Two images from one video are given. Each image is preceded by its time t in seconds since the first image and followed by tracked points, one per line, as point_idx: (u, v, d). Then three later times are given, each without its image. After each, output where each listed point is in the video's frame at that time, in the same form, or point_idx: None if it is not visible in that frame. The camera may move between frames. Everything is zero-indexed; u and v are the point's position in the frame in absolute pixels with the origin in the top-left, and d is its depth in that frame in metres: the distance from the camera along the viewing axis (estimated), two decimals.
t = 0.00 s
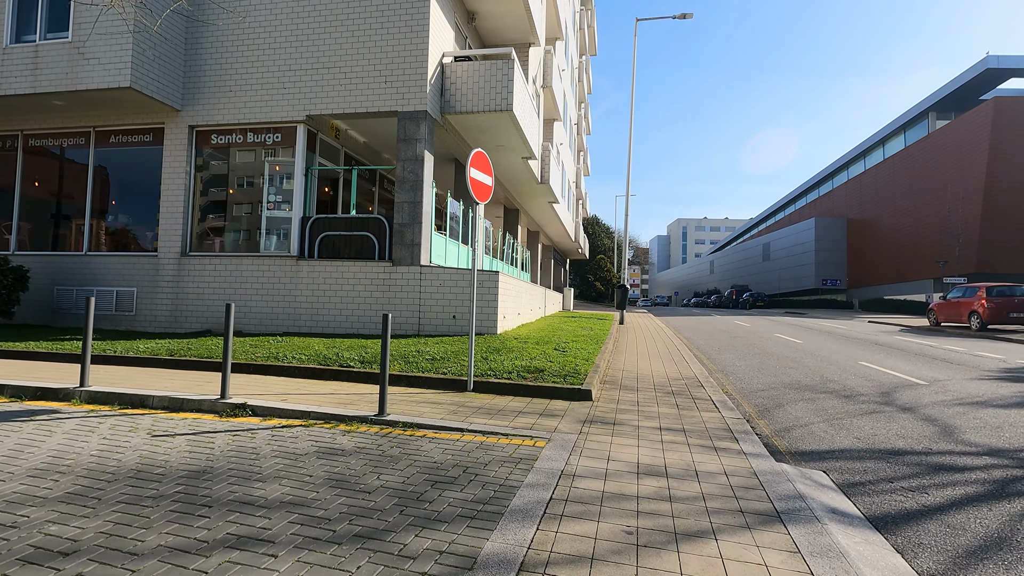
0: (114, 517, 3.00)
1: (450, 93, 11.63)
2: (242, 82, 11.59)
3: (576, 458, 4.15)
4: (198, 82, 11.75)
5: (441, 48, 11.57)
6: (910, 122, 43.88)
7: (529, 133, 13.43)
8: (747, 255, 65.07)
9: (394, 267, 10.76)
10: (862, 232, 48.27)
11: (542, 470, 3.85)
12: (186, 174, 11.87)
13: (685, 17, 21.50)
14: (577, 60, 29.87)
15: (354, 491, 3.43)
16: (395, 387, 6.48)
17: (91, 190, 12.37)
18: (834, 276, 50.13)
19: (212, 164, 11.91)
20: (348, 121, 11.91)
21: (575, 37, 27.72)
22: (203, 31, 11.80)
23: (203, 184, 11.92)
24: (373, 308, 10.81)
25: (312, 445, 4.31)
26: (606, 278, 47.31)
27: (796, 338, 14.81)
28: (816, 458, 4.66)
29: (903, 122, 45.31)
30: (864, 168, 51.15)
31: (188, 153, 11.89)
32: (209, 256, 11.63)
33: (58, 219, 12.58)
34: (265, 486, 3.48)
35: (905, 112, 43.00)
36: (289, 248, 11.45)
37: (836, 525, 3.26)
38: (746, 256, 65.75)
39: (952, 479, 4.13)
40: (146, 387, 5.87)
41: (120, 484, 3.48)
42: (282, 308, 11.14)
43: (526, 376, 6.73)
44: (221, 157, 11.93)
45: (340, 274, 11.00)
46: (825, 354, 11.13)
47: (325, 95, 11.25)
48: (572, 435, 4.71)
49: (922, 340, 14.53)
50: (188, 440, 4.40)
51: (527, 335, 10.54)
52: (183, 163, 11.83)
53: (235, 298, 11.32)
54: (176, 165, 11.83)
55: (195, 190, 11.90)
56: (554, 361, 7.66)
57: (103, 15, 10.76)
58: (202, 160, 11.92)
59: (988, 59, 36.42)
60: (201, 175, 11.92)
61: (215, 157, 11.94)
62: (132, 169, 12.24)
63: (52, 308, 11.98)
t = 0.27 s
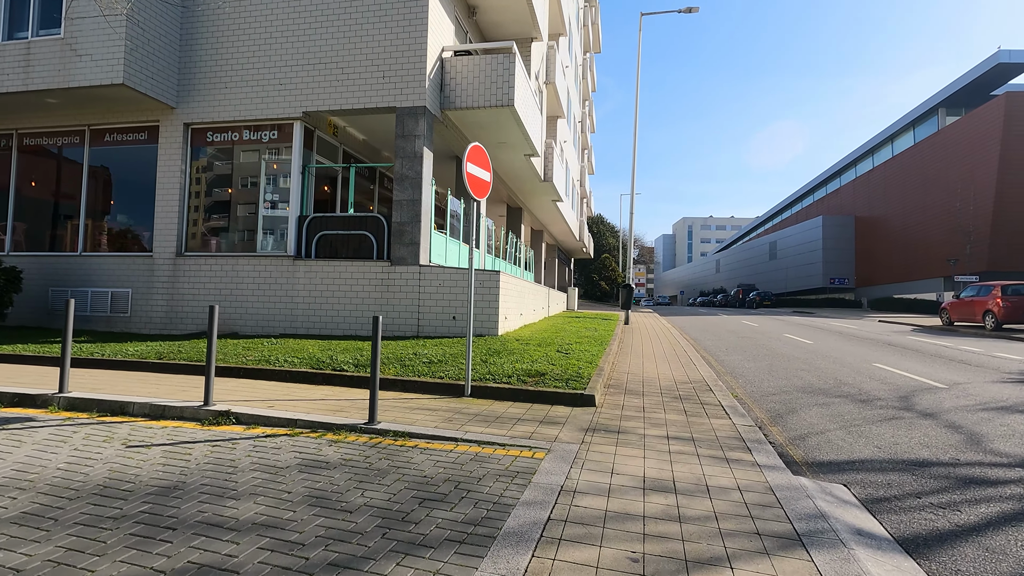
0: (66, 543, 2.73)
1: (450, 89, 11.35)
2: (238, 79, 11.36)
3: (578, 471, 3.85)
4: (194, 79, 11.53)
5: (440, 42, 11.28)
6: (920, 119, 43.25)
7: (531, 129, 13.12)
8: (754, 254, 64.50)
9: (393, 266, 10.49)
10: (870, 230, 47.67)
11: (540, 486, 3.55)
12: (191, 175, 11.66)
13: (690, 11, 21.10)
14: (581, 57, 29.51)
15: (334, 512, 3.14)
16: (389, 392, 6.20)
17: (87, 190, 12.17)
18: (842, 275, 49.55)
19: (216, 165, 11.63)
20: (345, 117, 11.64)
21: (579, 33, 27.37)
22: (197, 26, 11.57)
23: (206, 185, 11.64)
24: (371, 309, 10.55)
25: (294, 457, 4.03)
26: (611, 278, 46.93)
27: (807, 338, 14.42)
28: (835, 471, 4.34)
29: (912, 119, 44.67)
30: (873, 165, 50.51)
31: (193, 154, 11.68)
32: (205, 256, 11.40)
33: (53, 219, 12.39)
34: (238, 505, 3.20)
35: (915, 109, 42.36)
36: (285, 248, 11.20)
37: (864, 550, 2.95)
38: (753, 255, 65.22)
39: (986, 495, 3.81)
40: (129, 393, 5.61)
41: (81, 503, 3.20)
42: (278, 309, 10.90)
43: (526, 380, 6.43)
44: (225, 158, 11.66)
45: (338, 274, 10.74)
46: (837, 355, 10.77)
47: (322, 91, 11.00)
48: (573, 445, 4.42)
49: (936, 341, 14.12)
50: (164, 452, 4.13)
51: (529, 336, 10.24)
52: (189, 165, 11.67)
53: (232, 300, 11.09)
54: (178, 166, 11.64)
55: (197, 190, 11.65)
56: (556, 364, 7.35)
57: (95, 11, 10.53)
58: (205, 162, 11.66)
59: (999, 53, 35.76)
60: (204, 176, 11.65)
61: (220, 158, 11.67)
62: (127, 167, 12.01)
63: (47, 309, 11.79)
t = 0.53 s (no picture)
0: None
1: (458, 89, 11.11)
2: (244, 82, 11.24)
3: (588, 494, 3.51)
4: (200, 83, 11.44)
5: (448, 41, 11.05)
6: (943, 116, 42.11)
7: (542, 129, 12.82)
8: (772, 256, 63.38)
9: (400, 271, 10.25)
10: (893, 230, 46.50)
11: (546, 512, 3.22)
12: (213, 182, 11.58)
13: (705, 8, 20.64)
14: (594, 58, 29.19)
15: (315, 542, 2.84)
16: (390, 403, 5.91)
17: (96, 197, 12.13)
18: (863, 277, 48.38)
19: (234, 172, 11.46)
20: (352, 120, 11.46)
21: (591, 34, 27.09)
22: (204, 30, 11.50)
23: (225, 192, 11.51)
24: (378, 315, 10.31)
25: (282, 476, 3.75)
26: (626, 281, 46.35)
27: (830, 343, 13.86)
28: (873, 492, 3.94)
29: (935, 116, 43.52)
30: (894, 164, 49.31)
31: (218, 162, 11.57)
32: (212, 262, 11.27)
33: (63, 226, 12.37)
34: (212, 534, 2.91)
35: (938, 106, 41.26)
36: (292, 253, 11.02)
37: None
38: (771, 257, 64.10)
39: None
40: (121, 405, 5.40)
41: (45, 530, 2.95)
42: (284, 316, 10.71)
43: (535, 390, 6.10)
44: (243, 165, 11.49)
45: (345, 280, 10.53)
46: (864, 361, 10.26)
47: (328, 93, 10.83)
48: (584, 463, 4.07)
49: (968, 345, 13.46)
50: (146, 470, 3.88)
51: (540, 342, 9.91)
52: (211, 174, 11.60)
53: (238, 306, 10.93)
54: (209, 175, 11.61)
55: (217, 196, 11.54)
56: (567, 372, 7.00)
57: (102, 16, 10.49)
58: (224, 169, 11.52)
59: None
60: (225, 182, 11.52)
61: (237, 165, 11.51)
62: (135, 174, 11.95)
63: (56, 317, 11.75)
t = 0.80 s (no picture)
0: None
1: (480, 99, 10.95)
2: (270, 101, 11.35)
3: (617, 530, 3.15)
4: (229, 104, 11.62)
5: (469, 51, 10.92)
6: (994, 110, 40.00)
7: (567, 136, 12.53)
8: (812, 261, 61.22)
9: (425, 285, 10.07)
10: (942, 231, 44.25)
11: (570, 552, 2.88)
12: (250, 202, 11.62)
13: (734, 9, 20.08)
14: (621, 65, 28.85)
15: None
16: (410, 423, 5.65)
17: (131, 218, 12.42)
18: (912, 281, 46.12)
19: (270, 192, 11.48)
20: (376, 134, 11.42)
21: (617, 41, 26.77)
22: (232, 52, 11.70)
23: (263, 211, 11.53)
24: (403, 330, 10.14)
25: (288, 507, 3.52)
26: (659, 290, 45.39)
27: (881, 351, 13.01)
28: (946, 526, 3.45)
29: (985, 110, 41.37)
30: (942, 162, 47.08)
31: (254, 181, 11.62)
32: (240, 280, 11.34)
33: (101, 248, 12.70)
34: None
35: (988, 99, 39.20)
36: (318, 269, 10.98)
37: None
38: (811, 262, 61.94)
39: None
40: (138, 427, 5.30)
41: (33, 568, 2.77)
42: (311, 332, 10.66)
43: (562, 407, 5.75)
44: (278, 185, 11.51)
45: (370, 295, 10.41)
46: (921, 371, 9.51)
47: (351, 108, 10.82)
48: (613, 492, 3.71)
49: None
50: (151, 499, 3.71)
51: (569, 356, 9.54)
52: (248, 195, 11.64)
53: (266, 323, 10.93)
54: (246, 195, 11.67)
55: (255, 215, 11.57)
56: (597, 388, 6.61)
57: (135, 42, 10.77)
58: (260, 189, 11.55)
59: None
60: (262, 201, 11.55)
61: (272, 185, 11.53)
62: (168, 194, 12.19)
63: (94, 336, 12.02)
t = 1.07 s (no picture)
0: None
1: (515, 107, 10.74)
2: (308, 119, 11.50)
3: (669, 572, 2.73)
4: (269, 124, 11.84)
5: (502, 60, 10.74)
6: None
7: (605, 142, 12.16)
8: (871, 266, 58.08)
9: (461, 298, 9.84)
10: (1017, 230, 41.10)
11: None
12: (290, 220, 11.74)
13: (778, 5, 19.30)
14: (660, 71, 28.29)
15: None
16: (443, 443, 5.36)
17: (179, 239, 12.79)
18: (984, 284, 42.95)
19: (318, 213, 11.49)
20: (411, 147, 11.37)
21: (656, 47, 26.29)
22: (272, 74, 11.95)
23: (311, 230, 11.55)
24: (440, 344, 9.93)
25: (305, 538, 3.25)
26: (707, 300, 43.94)
27: (958, 361, 11.88)
28: None
29: None
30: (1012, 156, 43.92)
31: (302, 202, 11.67)
32: (281, 297, 11.44)
33: (152, 269, 13.13)
34: None
35: None
36: (356, 284, 10.94)
37: None
38: (870, 267, 58.77)
39: None
40: (170, 448, 5.22)
41: None
42: (349, 348, 10.60)
43: (605, 426, 5.33)
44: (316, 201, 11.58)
45: (406, 309, 10.27)
46: (1009, 383, 8.54)
47: (386, 122, 10.81)
48: (662, 525, 3.28)
49: None
50: (168, 525, 3.53)
51: (613, 369, 9.08)
52: (297, 216, 11.71)
53: (306, 339, 10.96)
54: (296, 216, 11.74)
55: (295, 232, 11.68)
56: (642, 404, 6.14)
57: (180, 68, 11.14)
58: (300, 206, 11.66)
59: None
60: (310, 222, 11.58)
61: (311, 201, 11.61)
62: (213, 215, 12.50)
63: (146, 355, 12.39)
